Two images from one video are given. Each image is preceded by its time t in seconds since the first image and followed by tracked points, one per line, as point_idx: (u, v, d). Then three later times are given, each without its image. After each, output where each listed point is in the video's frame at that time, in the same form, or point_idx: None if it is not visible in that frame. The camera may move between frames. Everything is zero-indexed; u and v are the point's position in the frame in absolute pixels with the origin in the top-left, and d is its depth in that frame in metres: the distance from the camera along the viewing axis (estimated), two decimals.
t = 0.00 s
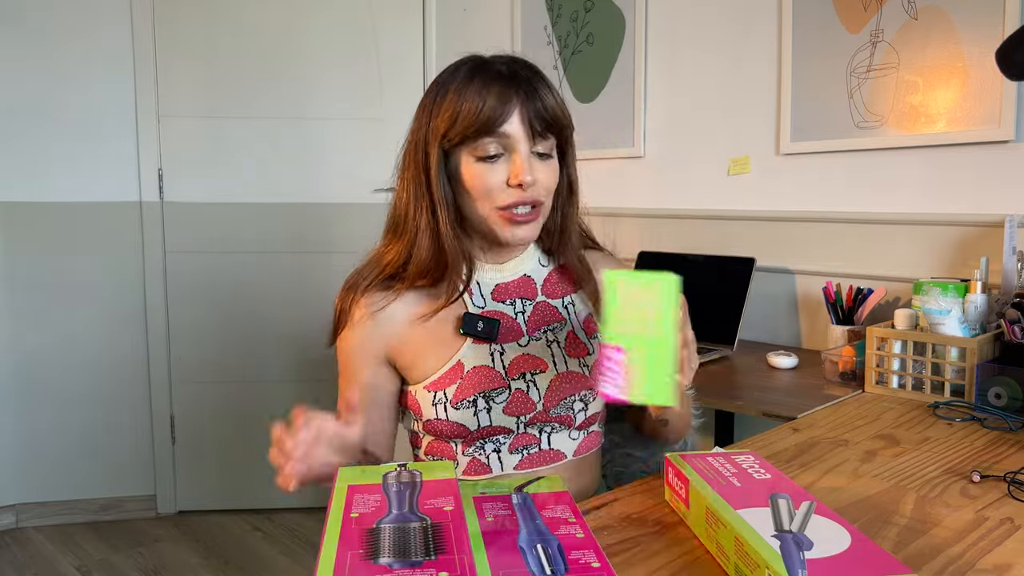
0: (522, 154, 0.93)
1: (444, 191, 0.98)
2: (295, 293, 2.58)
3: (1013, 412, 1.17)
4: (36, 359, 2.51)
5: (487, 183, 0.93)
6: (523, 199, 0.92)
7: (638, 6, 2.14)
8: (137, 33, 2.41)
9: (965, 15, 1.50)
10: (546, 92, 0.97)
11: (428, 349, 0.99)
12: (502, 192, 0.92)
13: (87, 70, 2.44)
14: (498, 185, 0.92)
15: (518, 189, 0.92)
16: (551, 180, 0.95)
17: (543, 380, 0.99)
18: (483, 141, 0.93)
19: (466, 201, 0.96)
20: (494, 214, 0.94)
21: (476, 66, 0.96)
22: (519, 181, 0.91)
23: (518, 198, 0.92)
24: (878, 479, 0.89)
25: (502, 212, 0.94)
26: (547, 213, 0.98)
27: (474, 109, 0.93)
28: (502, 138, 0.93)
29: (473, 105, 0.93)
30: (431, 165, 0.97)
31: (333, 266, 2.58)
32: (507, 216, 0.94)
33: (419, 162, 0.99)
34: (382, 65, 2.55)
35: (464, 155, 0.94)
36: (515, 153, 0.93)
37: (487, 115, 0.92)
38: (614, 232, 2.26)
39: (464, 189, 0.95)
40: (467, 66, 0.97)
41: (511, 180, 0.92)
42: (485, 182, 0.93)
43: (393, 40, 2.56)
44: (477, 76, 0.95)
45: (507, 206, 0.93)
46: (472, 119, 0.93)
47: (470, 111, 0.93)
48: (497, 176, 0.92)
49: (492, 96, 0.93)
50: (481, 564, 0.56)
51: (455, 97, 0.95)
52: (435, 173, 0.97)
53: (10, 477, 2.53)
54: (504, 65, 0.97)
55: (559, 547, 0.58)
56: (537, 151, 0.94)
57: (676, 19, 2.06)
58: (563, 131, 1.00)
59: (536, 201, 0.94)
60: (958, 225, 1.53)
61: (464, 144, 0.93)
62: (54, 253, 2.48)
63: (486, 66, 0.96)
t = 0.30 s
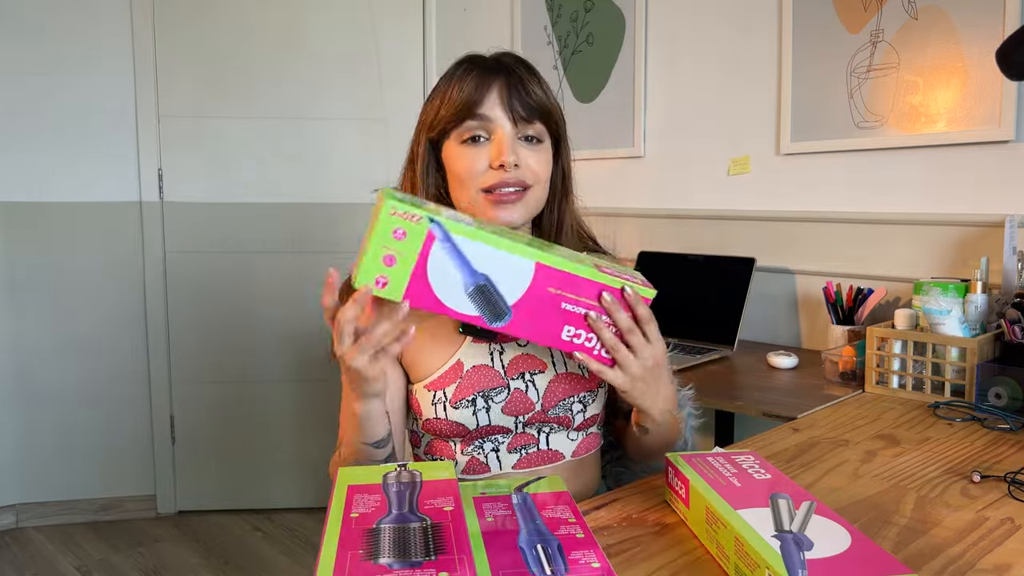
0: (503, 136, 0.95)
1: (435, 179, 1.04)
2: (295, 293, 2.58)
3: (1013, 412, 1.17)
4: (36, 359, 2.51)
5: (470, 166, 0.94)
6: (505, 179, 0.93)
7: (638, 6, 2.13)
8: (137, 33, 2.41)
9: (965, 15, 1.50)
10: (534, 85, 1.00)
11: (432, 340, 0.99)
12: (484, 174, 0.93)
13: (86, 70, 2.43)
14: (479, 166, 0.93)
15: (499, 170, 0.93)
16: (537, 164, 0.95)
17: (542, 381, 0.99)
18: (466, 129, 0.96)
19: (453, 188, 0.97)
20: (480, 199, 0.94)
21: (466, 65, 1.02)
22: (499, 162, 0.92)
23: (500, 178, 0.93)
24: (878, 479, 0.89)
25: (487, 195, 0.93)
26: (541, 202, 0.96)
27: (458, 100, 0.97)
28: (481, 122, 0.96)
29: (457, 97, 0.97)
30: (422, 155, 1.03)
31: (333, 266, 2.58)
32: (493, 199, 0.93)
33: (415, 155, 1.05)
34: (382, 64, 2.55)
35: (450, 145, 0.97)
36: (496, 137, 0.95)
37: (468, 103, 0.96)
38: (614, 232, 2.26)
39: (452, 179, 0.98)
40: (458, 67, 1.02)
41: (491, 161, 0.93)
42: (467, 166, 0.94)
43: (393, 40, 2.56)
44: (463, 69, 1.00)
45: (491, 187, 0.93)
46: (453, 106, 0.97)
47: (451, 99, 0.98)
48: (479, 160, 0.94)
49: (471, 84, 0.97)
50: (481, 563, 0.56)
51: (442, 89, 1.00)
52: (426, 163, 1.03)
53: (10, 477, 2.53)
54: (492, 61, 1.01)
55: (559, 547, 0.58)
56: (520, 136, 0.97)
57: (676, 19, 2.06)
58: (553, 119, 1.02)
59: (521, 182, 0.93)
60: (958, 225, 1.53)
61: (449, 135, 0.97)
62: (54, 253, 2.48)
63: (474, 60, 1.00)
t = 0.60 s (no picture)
0: (515, 139, 0.95)
1: (445, 176, 1.03)
2: (295, 293, 2.58)
3: (1013, 412, 1.17)
4: (37, 358, 2.51)
5: (480, 166, 0.94)
6: (514, 183, 0.93)
7: (638, 6, 2.13)
8: (137, 33, 2.41)
9: (965, 14, 1.50)
10: (550, 89, 1.00)
11: (433, 339, 0.99)
12: (495, 176, 0.94)
13: (86, 70, 2.43)
14: (490, 168, 0.94)
15: (510, 174, 0.93)
16: (547, 169, 0.96)
17: (542, 385, 0.99)
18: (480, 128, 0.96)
19: (462, 188, 0.97)
20: (488, 201, 0.94)
21: (482, 61, 1.01)
22: (511, 165, 0.93)
23: (509, 181, 0.94)
24: (878, 479, 0.89)
25: (495, 197, 0.94)
26: (547, 207, 0.97)
27: (472, 98, 0.97)
28: (495, 123, 0.96)
29: (472, 95, 0.97)
30: (432, 151, 1.02)
31: (333, 266, 2.58)
32: (501, 202, 0.94)
33: (424, 149, 1.04)
34: (382, 65, 2.55)
35: (462, 143, 0.97)
36: (509, 140, 0.95)
37: (483, 103, 0.96)
38: (614, 232, 2.26)
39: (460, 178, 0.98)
40: (473, 63, 1.01)
41: (502, 164, 0.94)
42: (478, 167, 0.94)
43: (393, 40, 2.56)
44: (480, 67, 0.99)
45: (500, 189, 0.94)
46: (467, 105, 0.97)
47: (465, 97, 0.97)
48: (490, 162, 0.94)
49: (487, 84, 0.97)
50: (481, 563, 0.56)
51: (457, 86, 0.99)
52: (435, 158, 1.02)
53: (10, 477, 2.53)
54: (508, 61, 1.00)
55: (559, 547, 0.58)
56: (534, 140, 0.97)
57: (676, 19, 2.06)
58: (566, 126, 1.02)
59: (530, 187, 0.94)
60: (958, 225, 1.53)
61: (462, 134, 0.97)
62: (54, 253, 2.48)
63: (492, 59, 1.00)
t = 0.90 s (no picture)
0: (518, 138, 0.95)
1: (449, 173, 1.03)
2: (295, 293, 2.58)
3: (1013, 412, 1.17)
4: (38, 358, 2.51)
5: (482, 163, 0.94)
6: (515, 182, 0.93)
7: (638, 6, 2.13)
8: (137, 33, 2.41)
9: (965, 14, 1.50)
10: (555, 89, 1.00)
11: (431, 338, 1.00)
12: (496, 174, 0.93)
13: (86, 69, 2.43)
14: (492, 165, 0.93)
15: (511, 172, 0.93)
16: (549, 169, 0.95)
17: (543, 382, 0.99)
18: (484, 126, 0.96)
19: (464, 185, 0.97)
20: (488, 199, 0.94)
21: (489, 60, 1.01)
22: (512, 163, 0.92)
23: (510, 180, 0.93)
24: (878, 479, 0.89)
25: (496, 195, 0.93)
26: (547, 208, 0.96)
27: (478, 97, 0.97)
28: (498, 121, 0.96)
29: (478, 93, 0.97)
30: (437, 146, 1.02)
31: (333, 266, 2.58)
32: (502, 201, 0.93)
33: (429, 146, 1.05)
34: (382, 65, 2.55)
35: (465, 140, 0.97)
36: (512, 139, 0.95)
37: (489, 102, 0.96)
38: (614, 231, 2.26)
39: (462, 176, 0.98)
40: (481, 61, 1.02)
41: (504, 162, 0.93)
42: (480, 165, 0.94)
43: (393, 40, 2.56)
44: (487, 66, 1.00)
45: (500, 188, 0.93)
46: (473, 103, 0.97)
47: (471, 95, 0.98)
48: (492, 159, 0.94)
49: (493, 81, 0.97)
50: (482, 563, 0.56)
51: (463, 83, 1.00)
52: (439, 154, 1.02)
53: (10, 477, 2.53)
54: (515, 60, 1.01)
55: (559, 548, 0.58)
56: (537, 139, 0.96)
57: (676, 19, 2.06)
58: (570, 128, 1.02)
59: (530, 187, 0.93)
60: (958, 225, 1.53)
61: (467, 131, 0.97)
62: (54, 253, 2.48)
63: (499, 58, 1.01)
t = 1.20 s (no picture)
0: (507, 138, 0.96)
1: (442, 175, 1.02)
2: (295, 294, 2.58)
3: (1013, 412, 1.17)
4: (38, 358, 2.51)
5: (474, 167, 0.95)
6: (507, 185, 0.94)
7: (638, 6, 2.13)
8: (138, 33, 2.41)
9: (965, 14, 1.50)
10: (541, 87, 1.00)
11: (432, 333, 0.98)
12: (488, 178, 0.94)
13: (85, 69, 2.43)
14: (483, 169, 0.94)
15: (502, 175, 0.94)
16: (538, 169, 0.96)
17: (541, 376, 0.99)
18: (473, 128, 0.96)
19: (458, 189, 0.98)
20: (483, 203, 0.95)
21: (475, 60, 1.01)
22: (503, 165, 0.93)
23: (503, 183, 0.94)
24: (878, 479, 0.89)
25: (490, 198, 0.94)
26: (540, 207, 0.98)
27: (466, 99, 0.97)
28: (487, 122, 0.96)
29: (465, 97, 0.98)
30: (429, 149, 1.02)
31: (333, 266, 2.58)
32: (496, 204, 0.94)
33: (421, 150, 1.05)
34: (382, 66, 2.55)
35: (455, 143, 0.97)
36: (501, 140, 0.95)
37: (476, 106, 0.97)
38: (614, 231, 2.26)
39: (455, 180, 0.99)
40: (466, 63, 1.02)
41: (495, 165, 0.94)
42: (472, 169, 0.95)
43: (393, 40, 2.56)
44: (472, 68, 1.00)
45: (493, 191, 0.94)
46: (461, 106, 0.98)
47: (460, 98, 0.98)
48: (483, 163, 0.94)
49: (479, 84, 0.98)
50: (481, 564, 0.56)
51: (451, 86, 1.01)
52: (432, 157, 1.02)
53: (10, 478, 2.53)
54: (500, 60, 1.01)
55: (559, 547, 0.58)
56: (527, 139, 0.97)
57: (676, 19, 2.06)
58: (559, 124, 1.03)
59: (520, 189, 0.95)
60: (958, 225, 1.53)
61: (456, 133, 0.97)
62: (54, 253, 2.48)
63: (484, 59, 1.01)
